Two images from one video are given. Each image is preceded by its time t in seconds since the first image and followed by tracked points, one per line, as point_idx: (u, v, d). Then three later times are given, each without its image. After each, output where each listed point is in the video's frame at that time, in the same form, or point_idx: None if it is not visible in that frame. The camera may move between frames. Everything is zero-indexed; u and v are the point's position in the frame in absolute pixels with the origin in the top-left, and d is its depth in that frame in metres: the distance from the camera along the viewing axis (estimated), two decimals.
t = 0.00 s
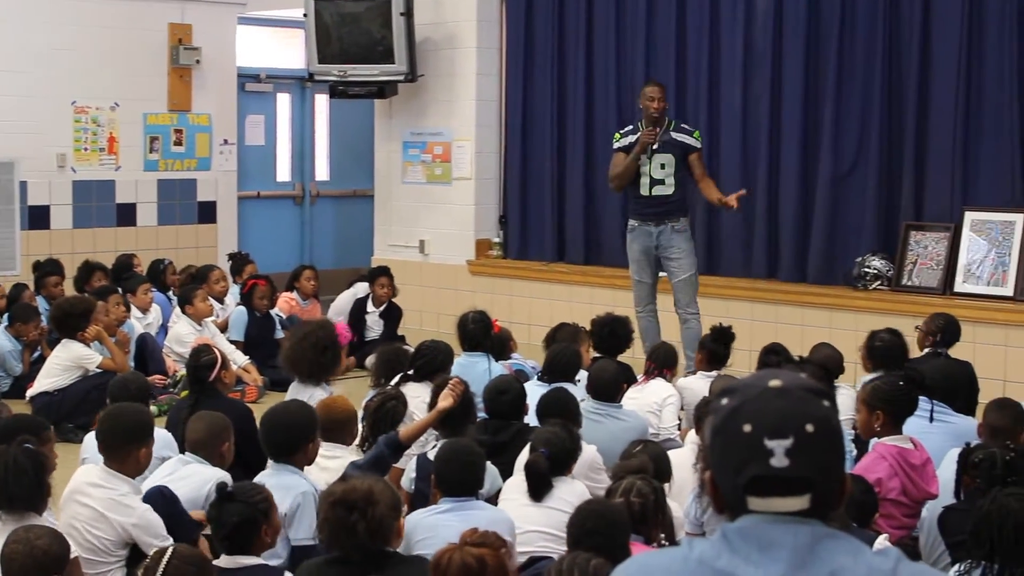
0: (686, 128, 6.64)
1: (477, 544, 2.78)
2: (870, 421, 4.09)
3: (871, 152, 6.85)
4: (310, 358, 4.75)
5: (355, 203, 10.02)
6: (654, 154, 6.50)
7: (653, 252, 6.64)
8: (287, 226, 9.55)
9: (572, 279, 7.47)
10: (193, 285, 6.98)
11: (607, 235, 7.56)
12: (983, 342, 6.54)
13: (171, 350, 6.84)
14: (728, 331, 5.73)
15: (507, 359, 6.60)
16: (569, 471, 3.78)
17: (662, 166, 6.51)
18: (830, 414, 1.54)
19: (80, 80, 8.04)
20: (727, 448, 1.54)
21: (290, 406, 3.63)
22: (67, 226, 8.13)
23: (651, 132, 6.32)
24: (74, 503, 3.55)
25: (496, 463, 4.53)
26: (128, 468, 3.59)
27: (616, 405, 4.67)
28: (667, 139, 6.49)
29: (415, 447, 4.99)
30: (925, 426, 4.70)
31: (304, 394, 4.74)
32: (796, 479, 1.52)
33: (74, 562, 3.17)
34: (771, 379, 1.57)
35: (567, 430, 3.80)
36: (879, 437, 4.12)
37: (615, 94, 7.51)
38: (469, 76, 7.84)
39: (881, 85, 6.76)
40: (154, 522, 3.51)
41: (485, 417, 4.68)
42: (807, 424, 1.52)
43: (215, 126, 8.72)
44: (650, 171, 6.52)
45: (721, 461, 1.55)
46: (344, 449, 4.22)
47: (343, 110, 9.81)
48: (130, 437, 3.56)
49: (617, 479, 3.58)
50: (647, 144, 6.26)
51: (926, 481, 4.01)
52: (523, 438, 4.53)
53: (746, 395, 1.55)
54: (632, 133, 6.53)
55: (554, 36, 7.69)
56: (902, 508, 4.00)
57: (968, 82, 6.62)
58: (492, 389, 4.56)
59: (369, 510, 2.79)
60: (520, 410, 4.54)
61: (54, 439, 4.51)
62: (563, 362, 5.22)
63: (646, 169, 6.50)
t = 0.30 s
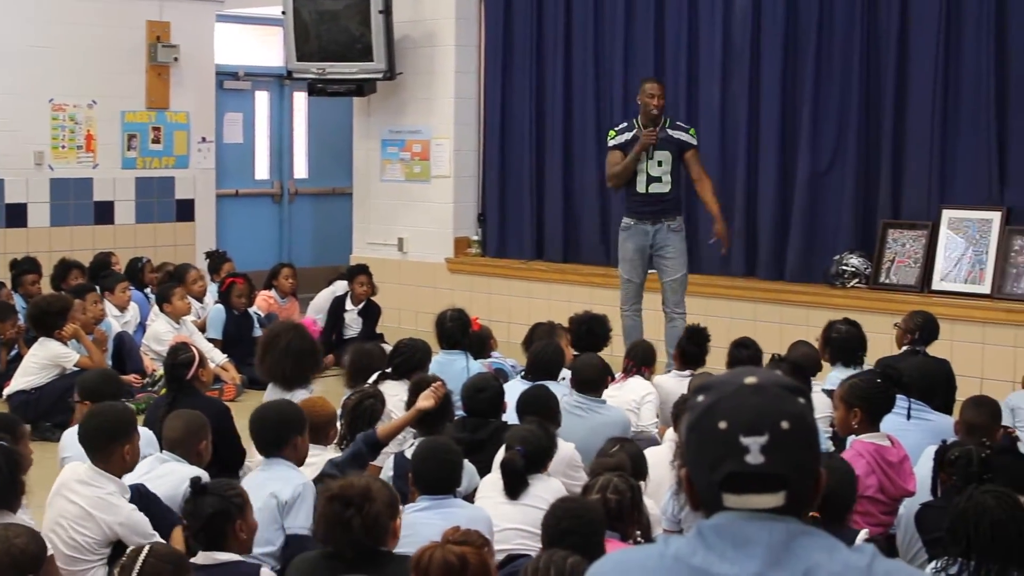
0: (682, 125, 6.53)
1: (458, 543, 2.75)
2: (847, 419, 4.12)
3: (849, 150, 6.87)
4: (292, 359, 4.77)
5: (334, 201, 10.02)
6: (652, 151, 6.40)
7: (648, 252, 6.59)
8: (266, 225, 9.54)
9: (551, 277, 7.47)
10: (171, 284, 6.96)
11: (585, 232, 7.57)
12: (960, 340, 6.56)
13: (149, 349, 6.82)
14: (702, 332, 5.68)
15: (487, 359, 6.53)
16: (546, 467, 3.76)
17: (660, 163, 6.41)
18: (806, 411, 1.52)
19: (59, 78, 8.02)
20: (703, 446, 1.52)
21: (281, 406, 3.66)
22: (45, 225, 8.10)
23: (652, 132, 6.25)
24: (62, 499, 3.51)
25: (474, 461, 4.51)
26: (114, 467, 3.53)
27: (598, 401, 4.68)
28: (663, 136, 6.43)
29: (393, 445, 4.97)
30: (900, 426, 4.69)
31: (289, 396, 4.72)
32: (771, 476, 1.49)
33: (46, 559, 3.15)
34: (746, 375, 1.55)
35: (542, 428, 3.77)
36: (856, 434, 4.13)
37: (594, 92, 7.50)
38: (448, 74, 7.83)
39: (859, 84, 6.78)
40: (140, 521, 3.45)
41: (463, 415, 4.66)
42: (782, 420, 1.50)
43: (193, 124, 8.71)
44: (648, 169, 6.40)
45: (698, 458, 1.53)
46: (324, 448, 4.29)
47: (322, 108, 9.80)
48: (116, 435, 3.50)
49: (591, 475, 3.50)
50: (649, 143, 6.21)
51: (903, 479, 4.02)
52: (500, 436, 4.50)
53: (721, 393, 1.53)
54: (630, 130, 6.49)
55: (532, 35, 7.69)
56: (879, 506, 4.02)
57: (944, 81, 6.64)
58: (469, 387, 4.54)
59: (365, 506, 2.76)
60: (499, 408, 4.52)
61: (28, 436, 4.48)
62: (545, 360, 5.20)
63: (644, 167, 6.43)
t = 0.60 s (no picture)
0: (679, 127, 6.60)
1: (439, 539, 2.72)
2: (823, 414, 4.13)
3: (825, 148, 6.89)
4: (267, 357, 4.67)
5: (310, 198, 10.00)
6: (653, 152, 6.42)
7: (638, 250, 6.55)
8: (242, 222, 9.53)
9: (527, 275, 7.47)
10: (147, 281, 6.94)
11: (561, 229, 7.57)
12: (935, 337, 6.58)
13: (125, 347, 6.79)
14: (673, 329, 5.68)
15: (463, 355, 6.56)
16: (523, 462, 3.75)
17: (657, 163, 6.45)
18: (779, 406, 1.52)
19: (35, 76, 7.99)
20: (675, 443, 1.52)
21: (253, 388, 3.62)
22: (20, 223, 8.07)
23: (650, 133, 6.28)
24: (44, 496, 3.47)
25: (450, 458, 4.49)
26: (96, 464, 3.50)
27: (586, 394, 4.72)
28: (662, 137, 6.47)
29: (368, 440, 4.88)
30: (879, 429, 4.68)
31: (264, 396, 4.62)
32: (743, 472, 1.50)
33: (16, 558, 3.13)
34: (720, 371, 1.55)
35: (520, 425, 3.74)
36: (832, 431, 4.15)
37: (570, 90, 7.51)
38: (424, 71, 7.82)
39: (835, 84, 6.81)
40: (123, 518, 3.41)
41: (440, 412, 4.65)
42: (756, 417, 1.50)
43: (170, 122, 8.69)
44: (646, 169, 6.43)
45: (670, 454, 1.53)
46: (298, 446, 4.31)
47: (298, 106, 9.79)
48: (98, 434, 3.47)
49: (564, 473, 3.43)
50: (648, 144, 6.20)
51: (879, 475, 4.02)
52: (476, 434, 4.50)
53: (694, 388, 1.53)
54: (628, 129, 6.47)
55: (509, 33, 7.69)
56: (854, 502, 4.02)
57: (920, 80, 6.67)
58: (445, 384, 4.52)
59: (337, 505, 2.71)
60: (476, 405, 4.51)
61: None
62: (520, 360, 5.16)
63: (640, 166, 6.44)
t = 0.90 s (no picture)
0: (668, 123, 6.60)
1: (416, 535, 2.76)
2: (800, 409, 4.14)
3: (801, 142, 6.91)
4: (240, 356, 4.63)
5: (287, 194, 9.98)
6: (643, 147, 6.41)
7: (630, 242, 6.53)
8: (219, 218, 9.50)
9: (505, 270, 7.47)
10: (124, 278, 6.91)
11: (539, 224, 7.58)
12: (911, 331, 6.61)
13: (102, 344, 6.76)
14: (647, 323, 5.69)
15: (443, 350, 6.56)
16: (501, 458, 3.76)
17: (648, 158, 6.44)
18: (755, 401, 1.56)
19: (12, 72, 7.95)
20: (653, 436, 1.55)
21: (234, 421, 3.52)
22: None
23: (644, 129, 6.28)
24: (21, 495, 3.41)
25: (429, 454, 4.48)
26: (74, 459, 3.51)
27: (568, 389, 4.72)
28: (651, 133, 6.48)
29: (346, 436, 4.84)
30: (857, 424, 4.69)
31: (237, 394, 4.59)
32: (719, 465, 1.54)
33: None
34: (695, 366, 1.59)
35: (497, 421, 3.77)
36: (810, 424, 4.16)
37: (547, 84, 7.51)
38: (402, 66, 7.81)
39: (811, 78, 6.83)
40: (101, 514, 3.35)
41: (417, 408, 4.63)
42: (732, 410, 1.54)
43: (146, 118, 8.67)
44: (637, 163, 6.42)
45: (646, 447, 1.57)
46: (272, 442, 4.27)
47: (274, 102, 9.76)
48: (74, 426, 3.49)
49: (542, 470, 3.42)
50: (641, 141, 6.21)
51: (855, 469, 4.02)
52: (455, 429, 4.50)
53: (672, 383, 1.57)
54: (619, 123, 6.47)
55: (486, 28, 7.68)
56: (831, 496, 4.02)
57: (896, 74, 6.70)
58: (424, 380, 4.50)
59: (291, 501, 2.72)
60: (455, 400, 4.49)
61: None
62: (498, 357, 5.15)
63: (632, 161, 6.42)
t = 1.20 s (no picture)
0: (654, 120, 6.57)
1: (393, 529, 2.71)
2: (779, 403, 4.15)
3: (780, 136, 6.93)
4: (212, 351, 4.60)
5: (267, 188, 9.96)
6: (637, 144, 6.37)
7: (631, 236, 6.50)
8: (198, 213, 9.49)
9: (485, 265, 7.47)
10: (102, 273, 6.89)
11: (519, 218, 7.59)
12: (889, 324, 6.62)
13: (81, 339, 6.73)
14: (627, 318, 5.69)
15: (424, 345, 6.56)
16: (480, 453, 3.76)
17: (638, 155, 6.41)
18: (732, 394, 1.55)
19: None
20: (629, 429, 1.54)
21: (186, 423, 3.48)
22: None
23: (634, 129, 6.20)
24: None
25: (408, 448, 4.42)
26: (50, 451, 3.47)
27: (543, 376, 4.72)
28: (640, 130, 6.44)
29: (325, 431, 4.76)
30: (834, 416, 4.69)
31: (215, 389, 4.58)
32: (695, 459, 1.52)
33: None
34: (673, 358, 1.58)
35: (475, 415, 3.76)
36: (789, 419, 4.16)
37: (527, 78, 7.51)
38: (381, 60, 7.81)
39: (789, 73, 6.85)
40: (84, 509, 3.28)
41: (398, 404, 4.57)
42: (708, 404, 1.53)
43: (125, 112, 8.65)
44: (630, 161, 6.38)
45: (623, 441, 1.56)
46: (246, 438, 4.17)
47: (254, 96, 9.75)
48: (50, 419, 3.45)
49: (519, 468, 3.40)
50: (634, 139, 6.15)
51: (834, 461, 3.99)
52: (435, 423, 4.44)
53: (648, 375, 1.56)
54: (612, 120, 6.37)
55: (466, 22, 7.68)
56: (809, 489, 3.99)
57: (874, 69, 6.72)
58: (402, 373, 4.46)
59: (258, 493, 2.72)
60: (433, 394, 4.44)
61: None
62: (466, 346, 5.14)
63: (622, 159, 6.39)
